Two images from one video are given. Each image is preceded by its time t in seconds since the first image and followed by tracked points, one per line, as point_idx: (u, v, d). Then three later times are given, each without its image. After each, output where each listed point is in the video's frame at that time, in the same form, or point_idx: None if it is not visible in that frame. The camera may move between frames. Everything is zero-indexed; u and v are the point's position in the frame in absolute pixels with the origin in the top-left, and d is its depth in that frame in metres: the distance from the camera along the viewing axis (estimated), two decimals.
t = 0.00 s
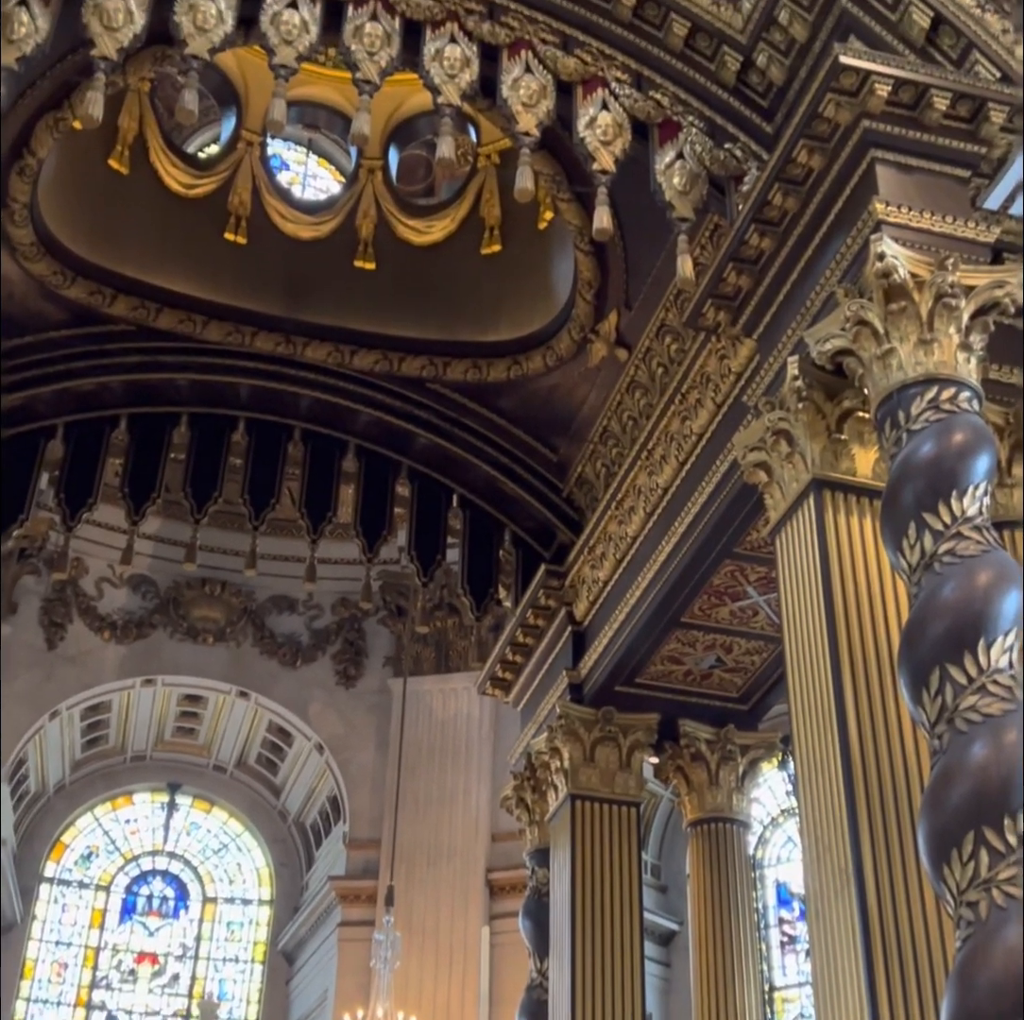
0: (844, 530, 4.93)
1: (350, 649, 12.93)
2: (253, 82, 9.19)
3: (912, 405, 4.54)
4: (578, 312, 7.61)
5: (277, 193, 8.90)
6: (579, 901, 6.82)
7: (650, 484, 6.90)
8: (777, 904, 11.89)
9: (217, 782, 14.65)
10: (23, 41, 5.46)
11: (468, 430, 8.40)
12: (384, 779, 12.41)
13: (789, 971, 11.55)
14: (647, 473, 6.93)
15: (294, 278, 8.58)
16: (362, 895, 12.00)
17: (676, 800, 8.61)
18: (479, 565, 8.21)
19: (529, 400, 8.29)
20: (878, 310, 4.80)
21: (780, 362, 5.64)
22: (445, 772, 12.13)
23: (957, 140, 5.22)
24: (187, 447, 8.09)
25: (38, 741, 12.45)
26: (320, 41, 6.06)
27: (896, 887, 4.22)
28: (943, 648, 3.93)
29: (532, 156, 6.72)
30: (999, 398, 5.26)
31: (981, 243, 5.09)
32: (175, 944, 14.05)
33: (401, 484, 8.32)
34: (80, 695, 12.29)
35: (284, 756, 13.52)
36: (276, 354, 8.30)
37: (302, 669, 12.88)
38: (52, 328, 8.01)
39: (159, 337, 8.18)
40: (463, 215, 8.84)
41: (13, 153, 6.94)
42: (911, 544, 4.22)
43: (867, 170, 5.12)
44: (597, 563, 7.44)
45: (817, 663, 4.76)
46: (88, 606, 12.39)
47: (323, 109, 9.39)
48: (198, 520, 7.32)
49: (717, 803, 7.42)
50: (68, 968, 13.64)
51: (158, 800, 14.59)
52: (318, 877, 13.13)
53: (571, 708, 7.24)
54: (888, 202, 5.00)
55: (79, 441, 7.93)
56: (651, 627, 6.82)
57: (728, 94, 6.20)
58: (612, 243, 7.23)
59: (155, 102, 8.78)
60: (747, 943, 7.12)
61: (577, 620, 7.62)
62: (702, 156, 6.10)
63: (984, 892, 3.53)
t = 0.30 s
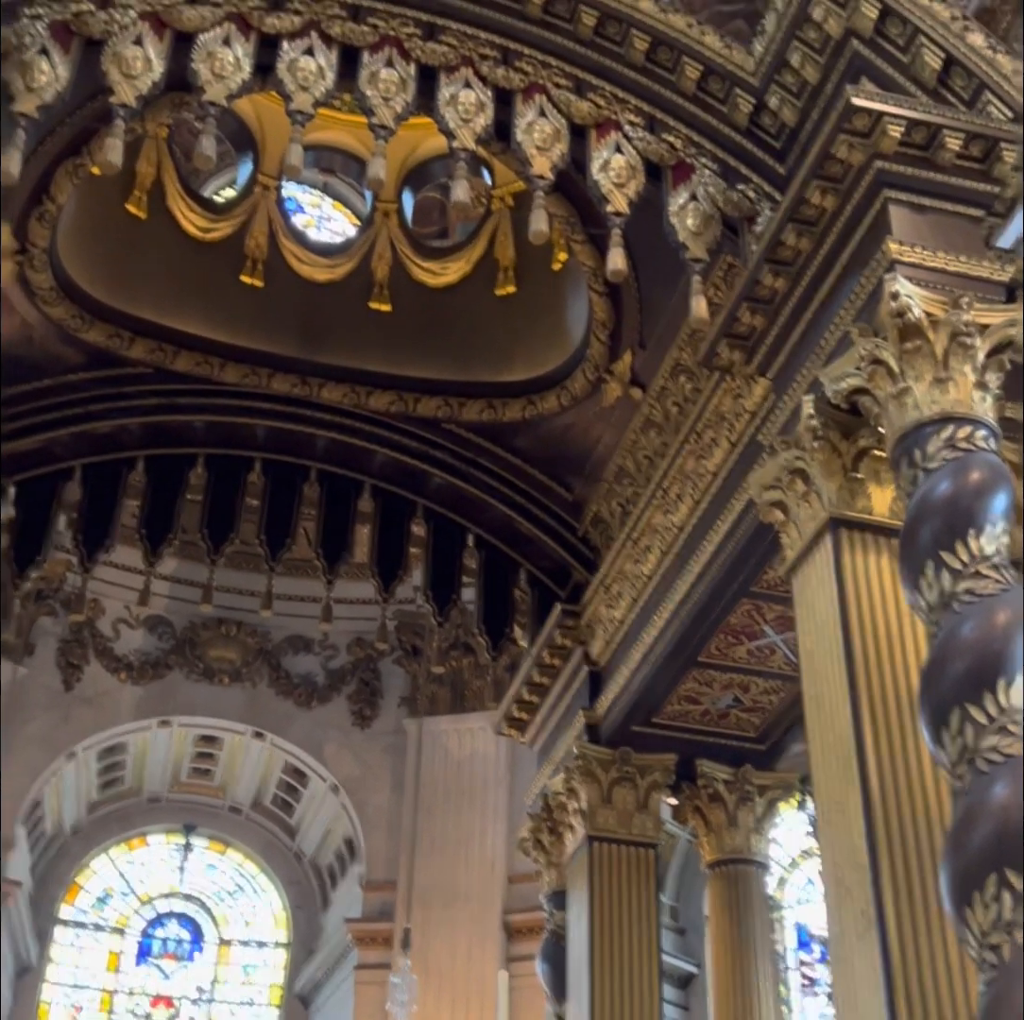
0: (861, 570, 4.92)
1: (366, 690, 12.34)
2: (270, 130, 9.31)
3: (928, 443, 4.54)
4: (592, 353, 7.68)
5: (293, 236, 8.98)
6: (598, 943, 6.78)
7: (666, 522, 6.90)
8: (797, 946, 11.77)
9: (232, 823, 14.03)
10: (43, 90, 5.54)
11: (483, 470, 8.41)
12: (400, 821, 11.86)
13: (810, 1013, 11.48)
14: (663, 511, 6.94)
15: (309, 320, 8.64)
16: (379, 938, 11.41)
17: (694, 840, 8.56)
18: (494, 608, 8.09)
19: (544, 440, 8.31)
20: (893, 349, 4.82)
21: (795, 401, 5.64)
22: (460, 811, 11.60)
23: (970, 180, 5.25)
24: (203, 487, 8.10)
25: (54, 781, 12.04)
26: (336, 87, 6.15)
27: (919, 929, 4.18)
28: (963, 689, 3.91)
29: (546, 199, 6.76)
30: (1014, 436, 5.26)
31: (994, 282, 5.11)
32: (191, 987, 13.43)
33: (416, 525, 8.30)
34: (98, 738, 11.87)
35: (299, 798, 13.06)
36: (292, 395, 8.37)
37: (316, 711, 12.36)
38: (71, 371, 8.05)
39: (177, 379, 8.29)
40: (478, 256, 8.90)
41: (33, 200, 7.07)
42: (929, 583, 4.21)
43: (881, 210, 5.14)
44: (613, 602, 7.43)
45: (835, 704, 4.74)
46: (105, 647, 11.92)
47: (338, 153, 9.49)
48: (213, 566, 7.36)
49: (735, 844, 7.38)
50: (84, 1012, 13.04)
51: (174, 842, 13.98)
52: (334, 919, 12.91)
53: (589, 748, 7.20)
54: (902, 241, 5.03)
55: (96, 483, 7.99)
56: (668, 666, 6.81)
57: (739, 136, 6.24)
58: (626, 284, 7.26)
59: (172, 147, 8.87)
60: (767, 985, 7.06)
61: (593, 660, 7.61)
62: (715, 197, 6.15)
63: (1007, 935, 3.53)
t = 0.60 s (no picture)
0: (910, 609, 4.88)
1: (410, 735, 12.19)
2: (310, 176, 9.30)
3: (975, 481, 4.50)
4: (632, 394, 7.66)
5: (333, 284, 9.15)
6: (648, 986, 6.70)
7: (710, 563, 6.88)
8: (850, 992, 11.58)
9: (278, 870, 13.85)
10: (88, 146, 5.63)
11: (523, 512, 8.39)
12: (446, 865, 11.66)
13: None
14: (707, 551, 6.92)
15: (349, 367, 8.73)
16: (426, 984, 11.16)
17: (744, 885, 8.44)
18: (538, 651, 8.10)
19: (585, 482, 8.31)
20: (937, 388, 4.81)
21: (839, 439, 5.61)
22: (506, 857, 11.47)
23: (1010, 216, 5.24)
24: (248, 535, 8.19)
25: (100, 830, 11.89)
26: (375, 137, 6.23)
27: (976, 973, 4.11)
28: (1015, 731, 3.85)
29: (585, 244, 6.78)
30: None
31: None
32: None
33: (459, 566, 8.33)
34: (144, 785, 11.74)
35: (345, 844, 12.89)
36: (335, 440, 8.42)
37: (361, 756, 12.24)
38: (113, 421, 8.07)
39: (222, 428, 8.32)
40: (516, 300, 8.94)
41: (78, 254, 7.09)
42: (979, 621, 4.16)
43: (922, 247, 5.13)
44: (658, 643, 7.40)
45: (886, 745, 4.69)
46: (150, 695, 11.89)
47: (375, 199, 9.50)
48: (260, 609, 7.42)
49: (786, 888, 7.27)
50: None
51: (220, 889, 13.78)
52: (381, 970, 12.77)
53: (635, 791, 7.16)
54: (944, 279, 5.01)
55: (142, 531, 8.06)
56: (716, 708, 6.75)
57: (778, 176, 6.26)
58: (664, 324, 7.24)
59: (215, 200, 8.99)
60: None
61: (639, 703, 7.55)
62: (754, 238, 6.16)
63: None
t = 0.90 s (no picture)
0: (962, 637, 4.84)
1: (459, 770, 11.25)
2: (350, 218, 9.36)
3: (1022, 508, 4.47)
4: (675, 424, 7.63)
5: (375, 323, 9.13)
6: None
7: (757, 593, 6.85)
8: None
9: (329, 907, 12.89)
10: (133, 193, 5.75)
11: (568, 545, 8.40)
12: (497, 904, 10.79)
13: None
14: (754, 581, 6.89)
15: (392, 403, 8.78)
16: None
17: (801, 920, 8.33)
18: (587, 683, 8.10)
19: (629, 514, 8.30)
20: (983, 414, 4.77)
21: (885, 467, 5.58)
22: (556, 892, 10.68)
23: None
24: (295, 573, 8.29)
25: (152, 872, 11.13)
26: (414, 178, 6.30)
27: None
28: None
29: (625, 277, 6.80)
30: None
31: None
32: None
33: (504, 600, 8.40)
34: (195, 824, 10.88)
35: (396, 880, 11.95)
36: (379, 477, 8.48)
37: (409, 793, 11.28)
38: (160, 462, 8.11)
39: (268, 467, 8.38)
40: (557, 333, 8.95)
41: (124, 297, 7.09)
42: None
43: (964, 273, 5.11)
44: (706, 675, 7.36)
45: (942, 775, 4.64)
46: (199, 734, 11.03)
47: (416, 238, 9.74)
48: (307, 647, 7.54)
49: (842, 922, 7.17)
50: None
51: (273, 927, 12.83)
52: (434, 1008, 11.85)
53: (686, 825, 7.12)
54: (987, 305, 5.01)
55: (191, 572, 8.17)
56: (766, 739, 6.70)
57: (817, 205, 6.26)
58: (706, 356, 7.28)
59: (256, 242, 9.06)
60: None
61: (688, 735, 7.50)
62: (794, 267, 6.17)
63: None
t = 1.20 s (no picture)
0: (1019, 659, 4.78)
1: (512, 801, 11.16)
2: (391, 257, 9.31)
3: None
4: (719, 453, 7.54)
5: (417, 358, 9.15)
6: None
7: (808, 617, 6.81)
8: None
9: (387, 943, 12.56)
10: (177, 238, 5.81)
11: (617, 574, 8.38)
12: (556, 936, 10.64)
13: None
14: (804, 605, 6.84)
15: (436, 437, 8.82)
16: None
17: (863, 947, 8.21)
18: (638, 713, 8.02)
19: (677, 541, 8.29)
20: None
21: (934, 488, 5.54)
22: (615, 922, 10.51)
23: None
24: (344, 606, 8.32)
25: (209, 908, 10.98)
26: (453, 213, 6.37)
27: None
28: None
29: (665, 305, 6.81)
30: None
31: None
32: None
33: (553, 631, 8.37)
34: (250, 862, 10.79)
35: (451, 915, 11.73)
36: (425, 510, 8.53)
37: (466, 824, 11.16)
38: (209, 502, 8.19)
39: (315, 504, 8.44)
40: (599, 363, 9.01)
41: (171, 339, 7.15)
42: None
43: (1009, 293, 5.06)
44: (759, 702, 7.32)
45: (1003, 800, 4.59)
46: (253, 771, 10.99)
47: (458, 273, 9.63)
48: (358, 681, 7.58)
49: (906, 948, 7.04)
50: None
51: (330, 963, 12.48)
52: None
53: (743, 854, 7.05)
54: None
55: (241, 610, 8.19)
56: (822, 765, 6.65)
57: (857, 228, 6.24)
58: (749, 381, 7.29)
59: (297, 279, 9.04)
60: None
61: (742, 762, 7.45)
62: (836, 290, 6.17)
63: None
